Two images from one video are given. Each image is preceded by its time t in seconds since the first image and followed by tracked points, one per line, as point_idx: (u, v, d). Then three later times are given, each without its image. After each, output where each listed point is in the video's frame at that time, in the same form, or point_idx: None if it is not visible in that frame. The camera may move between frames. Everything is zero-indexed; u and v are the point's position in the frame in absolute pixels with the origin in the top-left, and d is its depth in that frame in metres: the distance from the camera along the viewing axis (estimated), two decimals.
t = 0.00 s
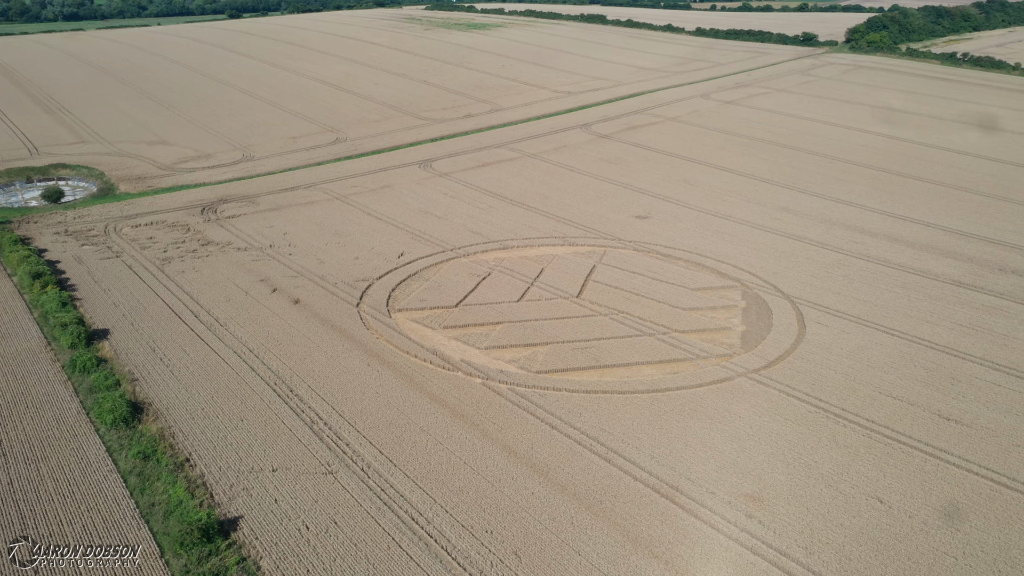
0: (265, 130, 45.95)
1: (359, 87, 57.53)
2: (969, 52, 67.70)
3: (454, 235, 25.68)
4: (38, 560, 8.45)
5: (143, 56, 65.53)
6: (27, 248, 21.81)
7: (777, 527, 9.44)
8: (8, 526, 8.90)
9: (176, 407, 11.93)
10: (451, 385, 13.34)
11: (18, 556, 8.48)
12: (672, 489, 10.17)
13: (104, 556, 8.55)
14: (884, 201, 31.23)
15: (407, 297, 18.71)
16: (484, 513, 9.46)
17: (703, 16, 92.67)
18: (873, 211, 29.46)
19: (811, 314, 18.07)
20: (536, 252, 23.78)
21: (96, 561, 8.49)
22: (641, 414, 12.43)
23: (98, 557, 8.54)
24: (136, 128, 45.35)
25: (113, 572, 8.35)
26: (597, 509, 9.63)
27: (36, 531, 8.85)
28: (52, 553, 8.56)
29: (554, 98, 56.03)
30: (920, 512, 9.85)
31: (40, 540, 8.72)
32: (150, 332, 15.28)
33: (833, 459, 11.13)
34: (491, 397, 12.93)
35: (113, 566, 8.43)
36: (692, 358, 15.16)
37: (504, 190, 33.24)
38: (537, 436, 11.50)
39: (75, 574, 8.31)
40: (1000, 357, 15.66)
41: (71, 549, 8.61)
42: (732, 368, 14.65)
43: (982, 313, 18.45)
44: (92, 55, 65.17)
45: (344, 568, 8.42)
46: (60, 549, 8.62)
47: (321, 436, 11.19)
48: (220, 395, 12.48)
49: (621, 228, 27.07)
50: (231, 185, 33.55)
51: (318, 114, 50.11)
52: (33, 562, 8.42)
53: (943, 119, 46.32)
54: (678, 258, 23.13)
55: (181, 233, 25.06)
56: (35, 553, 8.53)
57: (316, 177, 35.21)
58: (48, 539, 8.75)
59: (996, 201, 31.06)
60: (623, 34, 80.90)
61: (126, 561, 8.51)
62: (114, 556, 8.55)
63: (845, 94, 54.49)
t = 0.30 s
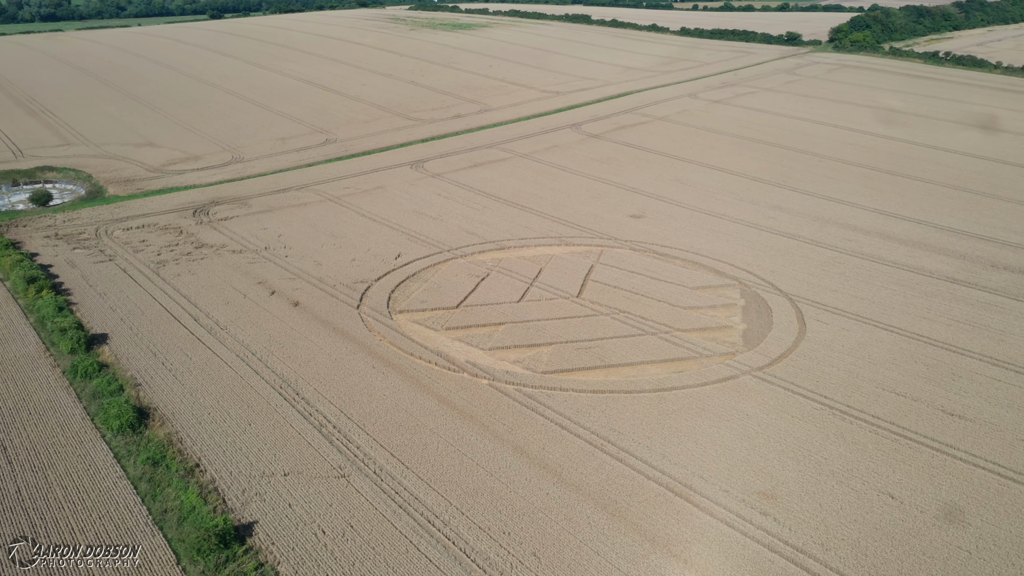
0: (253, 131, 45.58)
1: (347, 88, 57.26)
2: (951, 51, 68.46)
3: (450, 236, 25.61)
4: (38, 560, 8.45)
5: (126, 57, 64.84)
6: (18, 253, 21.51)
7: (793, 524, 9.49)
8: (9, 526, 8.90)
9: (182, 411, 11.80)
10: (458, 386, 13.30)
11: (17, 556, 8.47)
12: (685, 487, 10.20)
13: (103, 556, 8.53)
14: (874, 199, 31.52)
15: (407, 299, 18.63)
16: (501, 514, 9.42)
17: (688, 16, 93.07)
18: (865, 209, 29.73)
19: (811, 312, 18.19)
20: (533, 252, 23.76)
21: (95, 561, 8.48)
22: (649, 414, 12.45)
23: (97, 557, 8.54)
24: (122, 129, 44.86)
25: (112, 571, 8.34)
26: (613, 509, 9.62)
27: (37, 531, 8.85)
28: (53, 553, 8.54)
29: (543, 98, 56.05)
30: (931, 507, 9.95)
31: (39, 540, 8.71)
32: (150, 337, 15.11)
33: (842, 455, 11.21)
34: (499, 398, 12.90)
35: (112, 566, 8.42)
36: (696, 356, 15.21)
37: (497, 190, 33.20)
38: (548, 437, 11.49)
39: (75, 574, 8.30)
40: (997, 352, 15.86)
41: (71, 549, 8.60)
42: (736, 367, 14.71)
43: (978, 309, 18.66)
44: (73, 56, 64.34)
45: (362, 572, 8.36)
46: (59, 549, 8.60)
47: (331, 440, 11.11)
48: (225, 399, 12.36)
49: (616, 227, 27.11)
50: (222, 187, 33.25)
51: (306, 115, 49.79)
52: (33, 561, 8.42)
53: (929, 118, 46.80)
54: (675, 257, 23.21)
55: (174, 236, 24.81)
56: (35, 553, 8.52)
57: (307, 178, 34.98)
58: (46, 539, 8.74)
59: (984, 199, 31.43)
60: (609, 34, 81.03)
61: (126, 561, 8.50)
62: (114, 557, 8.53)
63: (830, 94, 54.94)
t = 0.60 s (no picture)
0: (241, 133, 45.21)
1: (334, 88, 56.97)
2: (933, 50, 69.26)
3: (446, 236, 25.55)
4: (38, 559, 8.43)
5: (109, 59, 64.05)
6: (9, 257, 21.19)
7: (807, 520, 9.54)
8: (9, 529, 8.85)
9: (189, 416, 11.67)
10: (465, 387, 13.26)
11: (17, 556, 8.45)
12: (698, 485, 10.23)
13: (103, 556, 8.50)
14: (864, 197, 31.82)
15: (407, 300, 18.54)
16: (517, 516, 9.40)
17: (672, 16, 93.46)
18: (856, 207, 30.01)
19: (810, 309, 18.32)
20: (530, 252, 23.77)
21: (95, 560, 8.46)
22: (658, 412, 12.46)
23: (97, 557, 8.51)
24: (108, 132, 44.36)
25: (112, 571, 8.31)
26: (628, 509, 9.63)
27: (37, 531, 8.83)
28: (52, 553, 8.53)
29: (531, 98, 56.08)
30: (940, 501, 10.04)
31: (40, 539, 8.69)
32: (151, 341, 14.94)
33: (850, 451, 11.29)
34: (506, 399, 12.87)
35: (112, 566, 8.40)
36: (700, 355, 15.27)
37: (491, 190, 33.17)
38: (558, 437, 11.48)
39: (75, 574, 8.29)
40: (995, 348, 16.06)
41: (71, 549, 8.58)
42: (740, 365, 14.77)
43: (974, 305, 18.89)
44: (54, 57, 63.45)
45: None
46: (59, 549, 8.60)
47: (341, 443, 11.05)
48: (231, 402, 12.23)
49: (611, 227, 27.15)
50: (212, 189, 32.95)
51: (294, 116, 49.44)
52: (33, 561, 8.41)
53: (914, 116, 47.31)
54: (672, 255, 23.29)
55: (167, 239, 24.54)
56: (35, 553, 8.50)
57: (298, 180, 34.74)
58: (46, 538, 8.72)
59: (972, 196, 31.86)
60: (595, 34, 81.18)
61: (126, 561, 8.48)
62: (114, 557, 8.51)
63: (816, 92, 55.38)
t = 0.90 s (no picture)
0: (229, 134, 44.80)
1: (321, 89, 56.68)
2: (916, 49, 70.02)
3: (442, 237, 25.50)
4: (38, 560, 8.42)
5: (91, 60, 63.27)
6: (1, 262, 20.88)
7: (821, 516, 9.61)
8: (8, 528, 8.85)
9: (196, 420, 11.55)
10: (473, 389, 13.22)
11: (17, 556, 8.44)
12: (712, 484, 10.27)
13: (103, 556, 8.51)
14: (855, 195, 32.09)
15: (407, 302, 18.47)
16: (534, 517, 9.37)
17: (656, 15, 93.83)
18: (847, 205, 30.28)
19: (809, 307, 18.45)
20: (528, 252, 23.77)
21: (96, 561, 8.46)
22: (667, 411, 12.50)
23: (98, 557, 8.51)
24: (93, 134, 43.82)
25: (113, 572, 8.31)
26: (643, 508, 9.64)
27: (37, 531, 8.82)
28: (53, 553, 8.53)
29: (520, 98, 56.09)
30: (951, 496, 10.14)
31: (39, 539, 8.69)
32: (152, 345, 14.77)
33: (859, 447, 11.38)
34: (514, 399, 12.84)
35: (112, 566, 8.39)
36: (704, 354, 15.32)
37: (484, 191, 33.14)
38: (570, 437, 11.47)
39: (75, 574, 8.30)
40: (993, 343, 16.25)
41: (71, 549, 8.58)
42: (744, 363, 14.84)
43: (969, 302, 19.12)
44: (35, 59, 62.55)
45: None
46: (59, 549, 8.59)
47: (352, 446, 10.97)
48: (238, 406, 12.12)
49: (607, 226, 27.19)
50: (203, 191, 32.66)
51: (281, 117, 49.08)
52: (33, 561, 8.39)
53: (900, 114, 47.81)
54: (669, 254, 23.38)
55: (160, 242, 24.28)
56: (36, 553, 8.50)
57: (289, 181, 34.48)
58: (46, 538, 8.72)
59: (960, 193, 32.25)
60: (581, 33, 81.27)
61: (125, 561, 8.47)
62: (114, 557, 8.51)
63: (803, 91, 55.79)
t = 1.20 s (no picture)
0: (217, 136, 44.41)
1: (308, 90, 56.36)
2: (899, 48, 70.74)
3: (438, 238, 25.43)
4: (38, 560, 8.46)
5: (72, 62, 62.48)
6: None
7: (835, 512, 9.66)
8: (8, 528, 8.88)
9: (204, 425, 11.44)
10: (480, 390, 13.19)
11: (17, 556, 8.47)
12: (724, 481, 10.31)
13: (103, 556, 8.54)
14: (845, 193, 32.37)
15: (408, 303, 18.39)
16: (551, 517, 9.36)
17: (641, 15, 94.19)
18: (839, 203, 30.55)
19: (808, 304, 18.59)
20: (525, 252, 23.76)
21: (95, 561, 8.50)
22: (675, 410, 12.53)
23: (97, 557, 8.55)
24: (79, 136, 43.28)
25: (112, 571, 8.35)
26: (658, 506, 9.65)
27: (37, 532, 8.85)
28: (53, 553, 8.57)
29: (508, 98, 56.10)
30: (960, 491, 10.24)
31: (39, 539, 8.73)
32: (153, 350, 14.60)
33: (868, 444, 11.46)
34: (522, 400, 12.81)
35: (111, 566, 8.43)
36: (707, 352, 15.38)
37: (478, 191, 33.10)
38: (580, 438, 11.46)
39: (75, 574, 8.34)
40: (989, 339, 16.46)
41: (71, 549, 8.62)
42: (747, 361, 14.92)
43: (964, 298, 19.35)
44: (14, 60, 61.65)
45: None
46: (59, 549, 8.63)
47: (363, 449, 10.90)
48: (245, 410, 12.01)
49: (602, 226, 27.24)
50: (194, 193, 32.36)
51: (269, 119, 48.74)
52: (33, 561, 8.43)
53: (885, 112, 48.29)
54: (666, 253, 23.47)
55: (153, 245, 24.02)
56: (35, 553, 8.53)
57: (281, 183, 34.23)
58: (46, 538, 8.75)
59: (949, 190, 32.64)
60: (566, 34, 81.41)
61: (126, 561, 8.50)
62: (114, 557, 8.54)
63: (789, 91, 56.22)
